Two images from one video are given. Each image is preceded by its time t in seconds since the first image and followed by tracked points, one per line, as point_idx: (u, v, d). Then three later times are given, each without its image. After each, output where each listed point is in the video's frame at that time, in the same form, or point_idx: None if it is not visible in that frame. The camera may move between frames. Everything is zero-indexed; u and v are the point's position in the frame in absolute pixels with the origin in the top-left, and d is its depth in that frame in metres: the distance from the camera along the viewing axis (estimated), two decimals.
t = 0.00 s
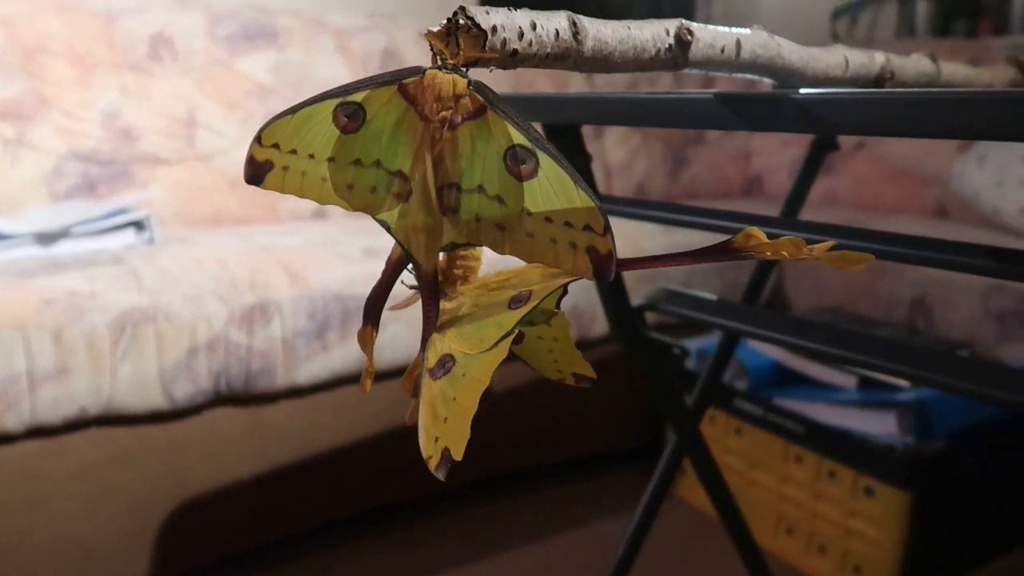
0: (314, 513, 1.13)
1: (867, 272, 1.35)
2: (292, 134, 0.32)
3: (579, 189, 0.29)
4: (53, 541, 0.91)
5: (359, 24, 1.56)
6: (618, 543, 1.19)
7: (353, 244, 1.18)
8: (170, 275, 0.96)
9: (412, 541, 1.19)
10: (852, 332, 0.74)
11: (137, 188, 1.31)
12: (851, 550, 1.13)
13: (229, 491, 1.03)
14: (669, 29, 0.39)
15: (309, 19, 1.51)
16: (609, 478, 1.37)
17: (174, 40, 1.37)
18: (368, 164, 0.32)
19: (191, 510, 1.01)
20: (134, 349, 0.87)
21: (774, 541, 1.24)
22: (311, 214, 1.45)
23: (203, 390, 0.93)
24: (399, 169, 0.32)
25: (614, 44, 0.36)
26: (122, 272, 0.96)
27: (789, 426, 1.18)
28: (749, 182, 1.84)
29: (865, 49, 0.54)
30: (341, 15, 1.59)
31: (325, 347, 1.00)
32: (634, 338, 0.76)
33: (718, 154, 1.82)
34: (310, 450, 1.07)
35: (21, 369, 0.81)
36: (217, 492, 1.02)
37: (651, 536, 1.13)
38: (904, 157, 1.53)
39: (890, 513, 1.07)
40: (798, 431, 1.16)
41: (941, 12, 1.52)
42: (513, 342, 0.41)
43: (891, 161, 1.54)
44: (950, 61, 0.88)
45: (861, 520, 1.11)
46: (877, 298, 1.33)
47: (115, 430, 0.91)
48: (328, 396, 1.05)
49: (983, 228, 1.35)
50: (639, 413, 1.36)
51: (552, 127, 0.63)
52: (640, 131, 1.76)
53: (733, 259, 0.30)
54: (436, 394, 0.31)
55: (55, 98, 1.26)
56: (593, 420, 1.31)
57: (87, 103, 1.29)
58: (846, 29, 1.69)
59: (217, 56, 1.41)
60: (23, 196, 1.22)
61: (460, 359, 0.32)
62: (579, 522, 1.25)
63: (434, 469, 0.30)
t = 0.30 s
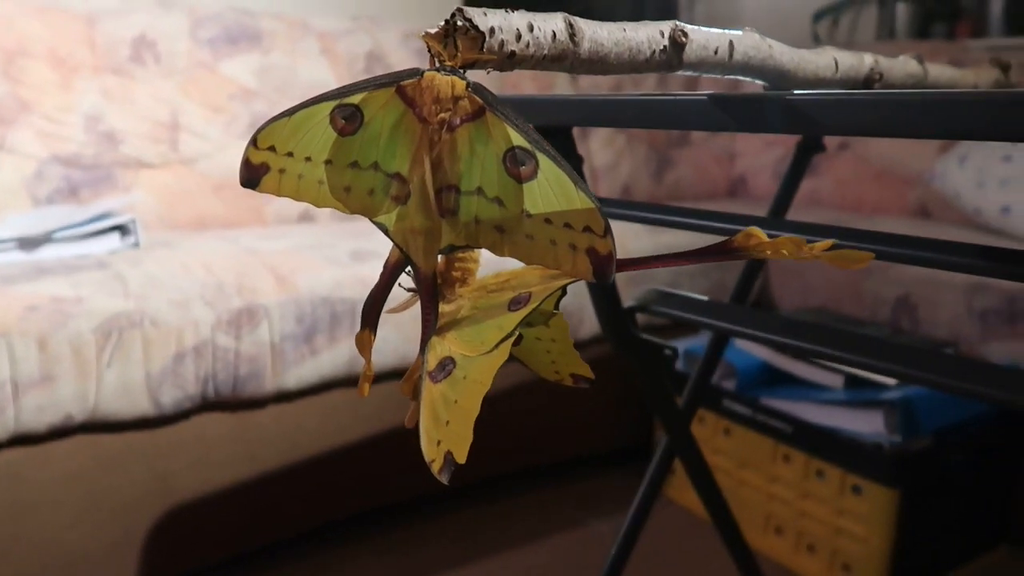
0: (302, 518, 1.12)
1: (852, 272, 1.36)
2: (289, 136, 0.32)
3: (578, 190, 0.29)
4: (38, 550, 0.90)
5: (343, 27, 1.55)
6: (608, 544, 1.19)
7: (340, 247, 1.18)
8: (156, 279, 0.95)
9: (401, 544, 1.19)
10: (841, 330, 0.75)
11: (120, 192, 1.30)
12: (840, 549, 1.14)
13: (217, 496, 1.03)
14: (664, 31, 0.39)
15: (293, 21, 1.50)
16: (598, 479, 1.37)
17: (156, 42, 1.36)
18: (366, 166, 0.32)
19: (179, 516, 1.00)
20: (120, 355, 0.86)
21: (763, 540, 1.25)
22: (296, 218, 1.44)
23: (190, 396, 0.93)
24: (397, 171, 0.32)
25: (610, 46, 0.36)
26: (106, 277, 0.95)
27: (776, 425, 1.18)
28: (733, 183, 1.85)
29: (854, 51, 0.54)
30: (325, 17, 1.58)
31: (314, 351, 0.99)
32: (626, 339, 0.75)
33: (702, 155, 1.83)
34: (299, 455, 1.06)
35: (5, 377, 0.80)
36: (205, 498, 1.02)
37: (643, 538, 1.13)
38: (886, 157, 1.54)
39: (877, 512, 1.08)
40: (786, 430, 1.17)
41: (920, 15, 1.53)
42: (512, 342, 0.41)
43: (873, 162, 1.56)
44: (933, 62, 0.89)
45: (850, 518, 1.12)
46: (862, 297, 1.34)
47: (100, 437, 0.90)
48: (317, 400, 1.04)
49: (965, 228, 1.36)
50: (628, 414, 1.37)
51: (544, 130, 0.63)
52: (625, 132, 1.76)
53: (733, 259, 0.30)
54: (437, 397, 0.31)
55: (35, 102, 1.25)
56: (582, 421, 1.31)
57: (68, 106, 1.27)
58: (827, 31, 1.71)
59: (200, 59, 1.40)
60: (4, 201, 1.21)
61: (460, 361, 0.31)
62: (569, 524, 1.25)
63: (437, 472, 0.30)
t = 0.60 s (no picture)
0: (295, 520, 1.12)
1: (842, 271, 1.37)
2: (289, 137, 0.32)
3: (581, 189, 0.29)
4: (28, 557, 0.89)
5: (332, 27, 1.54)
6: (601, 544, 1.19)
7: (332, 249, 1.17)
8: (148, 282, 0.95)
9: (395, 546, 1.19)
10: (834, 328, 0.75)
11: (108, 195, 1.29)
12: (832, 546, 1.14)
13: (208, 501, 1.02)
14: (662, 30, 0.39)
15: (282, 22, 1.50)
16: (591, 479, 1.37)
17: (144, 43, 1.35)
18: (367, 167, 0.32)
19: (171, 520, 1.00)
20: (111, 358, 0.86)
21: (756, 538, 1.25)
22: (286, 219, 1.44)
23: (182, 399, 0.92)
24: (399, 172, 0.32)
25: (610, 45, 0.36)
26: (96, 280, 0.94)
27: (769, 423, 1.19)
28: (722, 182, 1.86)
29: (848, 50, 0.55)
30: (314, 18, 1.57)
31: (306, 353, 0.99)
32: (621, 339, 0.75)
33: (692, 155, 1.84)
34: (291, 458, 1.06)
35: None
36: (196, 502, 1.01)
37: (637, 538, 1.13)
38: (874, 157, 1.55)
39: (869, 508, 1.09)
40: (778, 428, 1.18)
41: (905, 16, 1.52)
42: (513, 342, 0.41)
43: (861, 161, 1.57)
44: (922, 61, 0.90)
45: (842, 516, 1.12)
46: (852, 296, 1.35)
47: (91, 441, 0.89)
48: (309, 402, 1.04)
49: (953, 227, 1.38)
50: (620, 414, 1.37)
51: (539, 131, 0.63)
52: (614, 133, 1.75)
53: (735, 256, 0.30)
54: (441, 397, 0.31)
55: (21, 103, 1.23)
56: (575, 422, 1.31)
57: (55, 108, 1.26)
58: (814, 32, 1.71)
59: (188, 59, 1.39)
60: None
61: (464, 362, 0.31)
62: (563, 523, 1.25)
63: (443, 473, 0.30)
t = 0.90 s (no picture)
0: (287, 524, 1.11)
1: (834, 270, 1.37)
2: (288, 138, 0.31)
3: (584, 189, 0.29)
4: (18, 563, 0.88)
5: (322, 28, 1.54)
6: (596, 545, 1.19)
7: (324, 251, 1.17)
8: (139, 285, 0.94)
9: (389, 549, 1.18)
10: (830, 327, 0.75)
11: (97, 197, 1.28)
12: (827, 545, 1.15)
13: (201, 506, 1.01)
14: (661, 30, 0.39)
15: (272, 23, 1.49)
16: (585, 480, 1.37)
17: (133, 45, 1.34)
18: (368, 167, 0.31)
19: (163, 525, 0.99)
20: (102, 362, 0.85)
21: (750, 538, 1.25)
22: (277, 222, 1.43)
23: (174, 403, 0.91)
24: (400, 172, 0.31)
25: (610, 45, 0.36)
26: (86, 284, 0.93)
27: (761, 423, 1.19)
28: (713, 183, 1.87)
29: (843, 50, 0.55)
30: (304, 19, 1.57)
31: (299, 355, 0.98)
32: (616, 340, 0.75)
33: (682, 156, 1.84)
34: (285, 461, 1.05)
35: None
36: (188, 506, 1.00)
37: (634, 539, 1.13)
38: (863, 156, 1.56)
39: (863, 507, 1.09)
40: (771, 427, 1.18)
41: (893, 16, 1.55)
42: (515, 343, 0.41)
43: (851, 161, 1.57)
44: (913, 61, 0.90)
45: (836, 514, 1.13)
46: (844, 295, 1.35)
47: (82, 446, 0.88)
48: (302, 406, 1.03)
49: (943, 226, 1.38)
50: (613, 415, 1.37)
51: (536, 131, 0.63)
52: (605, 133, 1.76)
53: (739, 255, 0.30)
54: (444, 399, 0.31)
55: (9, 105, 1.22)
56: (570, 423, 1.31)
57: (43, 110, 1.25)
58: (803, 33, 1.72)
59: (178, 61, 1.38)
60: None
61: (467, 363, 0.31)
62: (557, 525, 1.25)
63: (448, 475, 0.29)
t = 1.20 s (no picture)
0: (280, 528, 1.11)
1: (825, 269, 1.38)
2: (291, 138, 0.31)
3: (592, 189, 0.29)
4: (8, 571, 0.87)
5: (312, 29, 1.53)
6: (590, 546, 1.19)
7: (315, 252, 1.16)
8: (130, 288, 0.93)
9: (383, 552, 1.17)
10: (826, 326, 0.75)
11: (84, 200, 1.27)
12: (820, 543, 1.15)
13: (192, 511, 1.01)
14: (664, 29, 0.39)
15: (261, 24, 1.48)
16: (578, 481, 1.37)
17: (121, 46, 1.33)
18: (372, 168, 0.31)
19: (154, 530, 0.98)
20: (93, 366, 0.84)
21: (744, 537, 1.25)
22: (268, 223, 1.42)
23: (166, 406, 0.90)
24: (405, 172, 0.31)
25: (613, 44, 0.36)
26: (76, 287, 0.92)
27: (754, 422, 1.19)
28: (703, 183, 1.87)
29: (841, 49, 0.55)
30: (293, 20, 1.56)
31: (292, 358, 0.98)
32: (613, 340, 0.75)
33: (672, 157, 1.84)
34: (277, 464, 1.05)
35: None
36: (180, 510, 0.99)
37: (630, 540, 1.13)
38: (852, 156, 1.57)
39: (857, 506, 1.10)
40: (764, 427, 1.18)
41: (880, 16, 1.57)
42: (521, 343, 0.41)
43: (840, 161, 1.58)
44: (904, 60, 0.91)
45: (830, 513, 1.13)
46: (835, 294, 1.36)
47: (73, 451, 0.87)
48: (294, 408, 1.03)
49: (932, 225, 1.39)
50: (607, 416, 1.37)
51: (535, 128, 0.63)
52: (596, 133, 1.75)
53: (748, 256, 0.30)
54: (451, 402, 0.30)
55: None
56: (564, 424, 1.31)
57: (30, 112, 1.24)
58: (791, 34, 1.71)
59: (167, 62, 1.37)
60: None
61: (473, 365, 0.31)
62: (551, 526, 1.24)
63: (456, 478, 0.29)
